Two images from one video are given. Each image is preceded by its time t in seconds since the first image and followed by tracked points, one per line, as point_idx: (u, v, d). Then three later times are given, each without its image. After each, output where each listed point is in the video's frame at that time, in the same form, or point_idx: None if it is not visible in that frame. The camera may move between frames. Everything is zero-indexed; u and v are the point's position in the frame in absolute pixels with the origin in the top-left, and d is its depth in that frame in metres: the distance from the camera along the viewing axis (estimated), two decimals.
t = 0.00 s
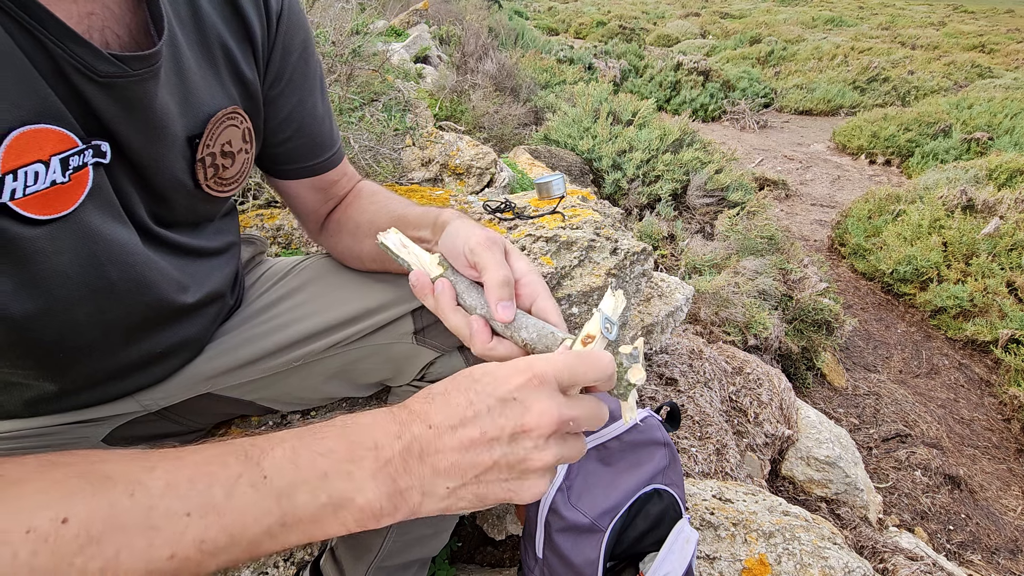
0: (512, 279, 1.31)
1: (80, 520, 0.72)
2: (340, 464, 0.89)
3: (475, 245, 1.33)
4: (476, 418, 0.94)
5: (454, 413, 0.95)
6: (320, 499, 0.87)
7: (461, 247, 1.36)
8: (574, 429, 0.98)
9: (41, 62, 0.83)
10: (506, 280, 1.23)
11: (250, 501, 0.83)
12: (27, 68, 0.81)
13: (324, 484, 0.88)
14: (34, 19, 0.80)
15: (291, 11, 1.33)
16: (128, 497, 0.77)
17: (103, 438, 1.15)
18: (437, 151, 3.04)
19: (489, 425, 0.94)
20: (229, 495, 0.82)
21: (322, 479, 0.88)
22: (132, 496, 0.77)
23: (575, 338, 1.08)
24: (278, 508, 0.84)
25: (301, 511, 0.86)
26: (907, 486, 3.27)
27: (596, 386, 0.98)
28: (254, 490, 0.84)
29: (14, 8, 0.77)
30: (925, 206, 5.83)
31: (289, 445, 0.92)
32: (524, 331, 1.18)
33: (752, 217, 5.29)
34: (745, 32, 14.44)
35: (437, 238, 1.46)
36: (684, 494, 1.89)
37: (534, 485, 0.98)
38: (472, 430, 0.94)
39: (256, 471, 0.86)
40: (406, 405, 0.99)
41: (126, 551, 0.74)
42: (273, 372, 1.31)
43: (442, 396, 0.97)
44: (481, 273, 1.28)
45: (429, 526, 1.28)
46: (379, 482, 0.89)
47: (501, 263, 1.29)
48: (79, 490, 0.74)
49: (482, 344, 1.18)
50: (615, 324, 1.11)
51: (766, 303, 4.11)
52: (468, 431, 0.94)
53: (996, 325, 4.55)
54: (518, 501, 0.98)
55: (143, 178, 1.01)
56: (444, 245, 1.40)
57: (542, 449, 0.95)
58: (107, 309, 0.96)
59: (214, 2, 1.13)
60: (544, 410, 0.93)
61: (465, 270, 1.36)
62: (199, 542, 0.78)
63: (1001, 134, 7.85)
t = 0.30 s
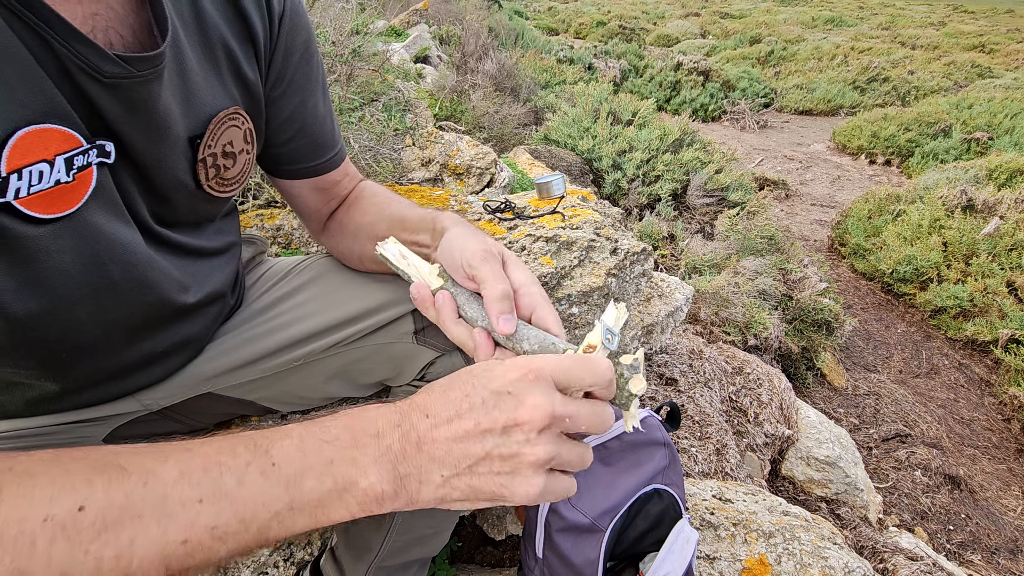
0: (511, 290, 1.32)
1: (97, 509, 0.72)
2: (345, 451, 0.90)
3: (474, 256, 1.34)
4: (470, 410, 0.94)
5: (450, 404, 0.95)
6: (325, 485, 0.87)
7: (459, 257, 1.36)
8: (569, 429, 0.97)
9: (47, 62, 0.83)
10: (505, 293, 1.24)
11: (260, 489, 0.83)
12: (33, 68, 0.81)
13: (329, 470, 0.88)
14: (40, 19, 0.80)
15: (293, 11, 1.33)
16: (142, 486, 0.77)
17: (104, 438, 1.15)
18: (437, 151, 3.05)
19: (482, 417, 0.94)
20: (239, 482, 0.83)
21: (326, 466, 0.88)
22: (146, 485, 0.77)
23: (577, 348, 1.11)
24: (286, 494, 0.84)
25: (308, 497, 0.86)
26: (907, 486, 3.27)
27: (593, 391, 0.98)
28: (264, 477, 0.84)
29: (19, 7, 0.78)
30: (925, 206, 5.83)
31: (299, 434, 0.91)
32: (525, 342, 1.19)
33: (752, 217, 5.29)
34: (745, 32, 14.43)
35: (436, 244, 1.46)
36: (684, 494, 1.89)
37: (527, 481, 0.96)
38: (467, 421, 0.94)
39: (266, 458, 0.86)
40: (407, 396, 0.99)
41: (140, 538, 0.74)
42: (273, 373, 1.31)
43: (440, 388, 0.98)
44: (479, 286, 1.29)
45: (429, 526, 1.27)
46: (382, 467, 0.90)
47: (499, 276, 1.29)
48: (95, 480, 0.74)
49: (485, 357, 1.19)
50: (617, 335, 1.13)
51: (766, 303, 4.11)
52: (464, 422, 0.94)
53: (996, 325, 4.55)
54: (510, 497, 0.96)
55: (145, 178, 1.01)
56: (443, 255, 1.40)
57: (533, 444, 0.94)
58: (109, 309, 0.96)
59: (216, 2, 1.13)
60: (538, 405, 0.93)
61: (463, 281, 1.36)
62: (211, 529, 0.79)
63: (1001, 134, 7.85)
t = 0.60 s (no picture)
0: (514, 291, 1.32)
1: (104, 511, 0.72)
2: (351, 455, 0.90)
3: (478, 256, 1.34)
4: (475, 417, 0.95)
5: (455, 410, 0.95)
6: (331, 489, 0.87)
7: (463, 257, 1.35)
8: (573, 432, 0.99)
9: (48, 62, 0.83)
10: (508, 292, 1.24)
11: (266, 492, 0.83)
12: (34, 68, 0.81)
13: (336, 474, 0.88)
14: (41, 18, 0.80)
15: (293, 11, 1.33)
16: (148, 487, 0.77)
17: (104, 438, 1.15)
18: (437, 151, 3.05)
19: (487, 423, 0.94)
20: (245, 485, 0.82)
21: (332, 469, 0.88)
22: (153, 487, 0.77)
23: (578, 353, 1.11)
24: (293, 498, 0.84)
25: (314, 501, 0.86)
26: (907, 486, 3.27)
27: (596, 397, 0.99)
28: (270, 481, 0.84)
29: (21, 7, 0.78)
30: (925, 206, 5.82)
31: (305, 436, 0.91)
32: (525, 342, 1.19)
33: (752, 217, 5.29)
34: (745, 32, 14.44)
35: (439, 244, 1.46)
36: (685, 494, 1.89)
37: (531, 483, 0.97)
38: (472, 428, 0.94)
39: (272, 462, 0.86)
40: (410, 400, 0.99)
41: (147, 539, 0.74)
42: (273, 372, 1.31)
43: (444, 392, 0.98)
44: (484, 285, 1.29)
45: (429, 526, 1.27)
46: (388, 472, 0.89)
47: (502, 276, 1.29)
48: (102, 481, 0.74)
49: (485, 357, 1.20)
50: (619, 341, 1.14)
51: (766, 303, 4.11)
52: (469, 428, 0.94)
53: (996, 325, 4.55)
54: (515, 498, 0.97)
55: (145, 178, 1.01)
56: (447, 254, 1.40)
57: (538, 449, 0.95)
58: (109, 308, 0.96)
59: (216, 2, 1.13)
60: (542, 411, 0.94)
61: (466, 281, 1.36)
62: (217, 531, 0.79)
63: (1001, 134, 7.85)
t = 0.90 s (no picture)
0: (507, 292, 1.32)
1: (111, 509, 0.72)
2: (353, 455, 0.90)
3: (470, 258, 1.34)
4: (471, 417, 0.95)
5: (451, 411, 0.96)
6: (332, 489, 0.87)
7: (456, 259, 1.36)
8: (569, 428, 0.98)
9: (50, 62, 0.83)
10: (501, 294, 1.25)
11: (269, 492, 0.83)
12: (35, 67, 0.81)
13: (337, 475, 0.88)
14: (41, 16, 0.80)
15: (293, 10, 1.33)
16: (154, 487, 0.77)
17: (104, 438, 1.15)
18: (437, 151, 3.05)
19: (482, 422, 0.95)
20: (248, 486, 0.83)
21: (333, 469, 0.89)
22: (158, 486, 0.77)
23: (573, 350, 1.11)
24: (295, 498, 0.85)
25: (315, 501, 0.86)
26: (907, 486, 3.27)
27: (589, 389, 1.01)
28: (272, 481, 0.85)
29: (22, 6, 0.78)
30: (925, 206, 5.82)
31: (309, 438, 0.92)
32: (520, 343, 1.19)
33: (752, 217, 5.29)
34: (745, 32, 14.43)
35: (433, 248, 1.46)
36: (684, 494, 1.89)
37: (530, 481, 0.96)
38: (467, 427, 0.94)
39: (274, 463, 0.87)
40: (409, 403, 1.00)
41: (151, 538, 0.74)
42: (273, 372, 1.31)
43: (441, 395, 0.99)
44: (476, 286, 1.29)
45: (429, 527, 1.27)
46: (388, 472, 0.90)
47: (495, 278, 1.30)
48: (108, 479, 0.75)
49: (483, 358, 1.20)
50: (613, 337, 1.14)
51: (766, 303, 4.11)
52: (464, 428, 0.94)
53: (996, 325, 4.55)
54: (516, 498, 0.96)
55: (145, 177, 1.01)
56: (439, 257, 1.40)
57: (535, 446, 0.94)
58: (107, 308, 0.96)
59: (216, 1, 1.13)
60: (536, 409, 0.93)
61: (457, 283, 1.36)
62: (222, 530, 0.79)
63: (1001, 134, 7.85)
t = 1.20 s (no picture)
0: (504, 289, 1.33)
1: (124, 500, 0.73)
2: (360, 446, 0.90)
3: (460, 260, 1.33)
4: (473, 410, 0.96)
5: (453, 404, 0.97)
6: (340, 478, 0.87)
7: (448, 260, 1.35)
8: (567, 417, 1.02)
9: (52, 61, 0.83)
10: (497, 293, 1.25)
11: (278, 482, 0.83)
12: (38, 66, 0.81)
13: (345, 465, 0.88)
14: (42, 14, 0.80)
15: (293, 10, 1.33)
16: (166, 478, 0.77)
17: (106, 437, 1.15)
18: (437, 151, 3.05)
19: (484, 414, 0.96)
20: (258, 475, 0.82)
21: (340, 459, 0.88)
22: (170, 478, 0.77)
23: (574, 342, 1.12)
24: (305, 486, 0.84)
25: (323, 491, 0.86)
26: (907, 486, 3.28)
27: (588, 381, 1.04)
28: (281, 471, 0.84)
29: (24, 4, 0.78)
30: (925, 206, 5.82)
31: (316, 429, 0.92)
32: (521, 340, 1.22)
33: (752, 217, 5.29)
34: (745, 32, 14.43)
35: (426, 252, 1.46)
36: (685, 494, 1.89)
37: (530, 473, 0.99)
38: (470, 420, 0.95)
39: (283, 454, 0.86)
40: (410, 395, 1.00)
41: (165, 528, 0.74)
42: (273, 373, 1.31)
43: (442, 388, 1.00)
44: (471, 287, 1.28)
45: (429, 526, 1.27)
46: (394, 462, 0.90)
47: (488, 276, 1.30)
48: (120, 472, 0.75)
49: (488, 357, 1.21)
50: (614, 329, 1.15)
51: (766, 303, 4.11)
52: (466, 421, 0.95)
53: (996, 325, 4.55)
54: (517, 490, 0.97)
55: (146, 177, 1.01)
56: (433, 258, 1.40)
57: (534, 437, 0.98)
58: (108, 307, 0.96)
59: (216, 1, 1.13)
60: (536, 401, 0.96)
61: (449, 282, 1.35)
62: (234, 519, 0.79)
63: (1001, 134, 7.85)
